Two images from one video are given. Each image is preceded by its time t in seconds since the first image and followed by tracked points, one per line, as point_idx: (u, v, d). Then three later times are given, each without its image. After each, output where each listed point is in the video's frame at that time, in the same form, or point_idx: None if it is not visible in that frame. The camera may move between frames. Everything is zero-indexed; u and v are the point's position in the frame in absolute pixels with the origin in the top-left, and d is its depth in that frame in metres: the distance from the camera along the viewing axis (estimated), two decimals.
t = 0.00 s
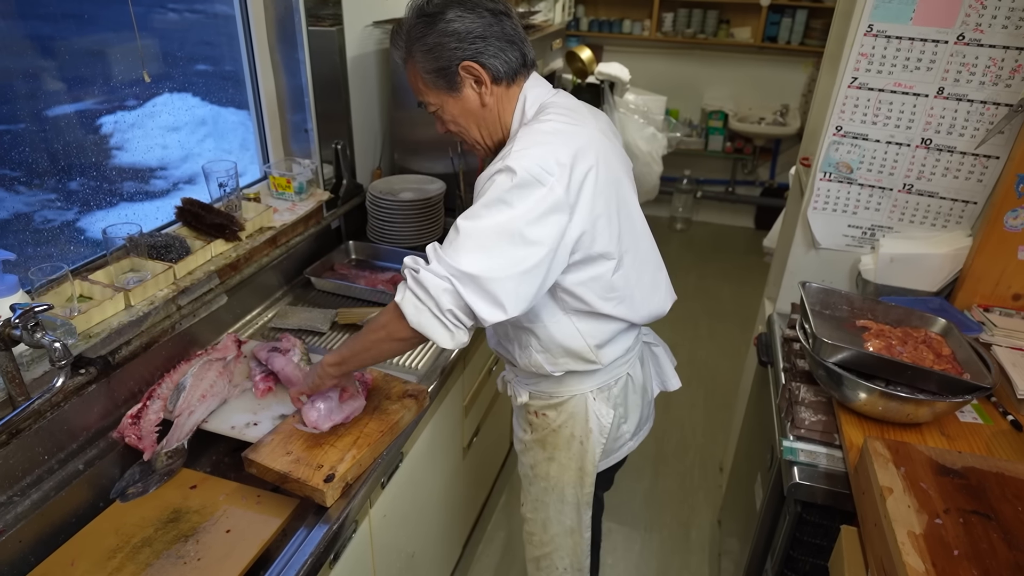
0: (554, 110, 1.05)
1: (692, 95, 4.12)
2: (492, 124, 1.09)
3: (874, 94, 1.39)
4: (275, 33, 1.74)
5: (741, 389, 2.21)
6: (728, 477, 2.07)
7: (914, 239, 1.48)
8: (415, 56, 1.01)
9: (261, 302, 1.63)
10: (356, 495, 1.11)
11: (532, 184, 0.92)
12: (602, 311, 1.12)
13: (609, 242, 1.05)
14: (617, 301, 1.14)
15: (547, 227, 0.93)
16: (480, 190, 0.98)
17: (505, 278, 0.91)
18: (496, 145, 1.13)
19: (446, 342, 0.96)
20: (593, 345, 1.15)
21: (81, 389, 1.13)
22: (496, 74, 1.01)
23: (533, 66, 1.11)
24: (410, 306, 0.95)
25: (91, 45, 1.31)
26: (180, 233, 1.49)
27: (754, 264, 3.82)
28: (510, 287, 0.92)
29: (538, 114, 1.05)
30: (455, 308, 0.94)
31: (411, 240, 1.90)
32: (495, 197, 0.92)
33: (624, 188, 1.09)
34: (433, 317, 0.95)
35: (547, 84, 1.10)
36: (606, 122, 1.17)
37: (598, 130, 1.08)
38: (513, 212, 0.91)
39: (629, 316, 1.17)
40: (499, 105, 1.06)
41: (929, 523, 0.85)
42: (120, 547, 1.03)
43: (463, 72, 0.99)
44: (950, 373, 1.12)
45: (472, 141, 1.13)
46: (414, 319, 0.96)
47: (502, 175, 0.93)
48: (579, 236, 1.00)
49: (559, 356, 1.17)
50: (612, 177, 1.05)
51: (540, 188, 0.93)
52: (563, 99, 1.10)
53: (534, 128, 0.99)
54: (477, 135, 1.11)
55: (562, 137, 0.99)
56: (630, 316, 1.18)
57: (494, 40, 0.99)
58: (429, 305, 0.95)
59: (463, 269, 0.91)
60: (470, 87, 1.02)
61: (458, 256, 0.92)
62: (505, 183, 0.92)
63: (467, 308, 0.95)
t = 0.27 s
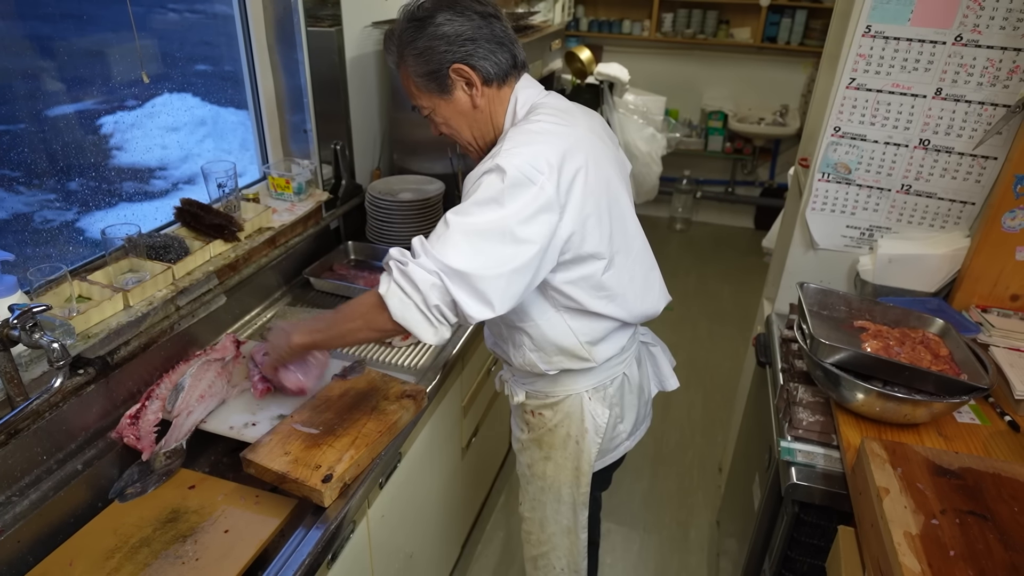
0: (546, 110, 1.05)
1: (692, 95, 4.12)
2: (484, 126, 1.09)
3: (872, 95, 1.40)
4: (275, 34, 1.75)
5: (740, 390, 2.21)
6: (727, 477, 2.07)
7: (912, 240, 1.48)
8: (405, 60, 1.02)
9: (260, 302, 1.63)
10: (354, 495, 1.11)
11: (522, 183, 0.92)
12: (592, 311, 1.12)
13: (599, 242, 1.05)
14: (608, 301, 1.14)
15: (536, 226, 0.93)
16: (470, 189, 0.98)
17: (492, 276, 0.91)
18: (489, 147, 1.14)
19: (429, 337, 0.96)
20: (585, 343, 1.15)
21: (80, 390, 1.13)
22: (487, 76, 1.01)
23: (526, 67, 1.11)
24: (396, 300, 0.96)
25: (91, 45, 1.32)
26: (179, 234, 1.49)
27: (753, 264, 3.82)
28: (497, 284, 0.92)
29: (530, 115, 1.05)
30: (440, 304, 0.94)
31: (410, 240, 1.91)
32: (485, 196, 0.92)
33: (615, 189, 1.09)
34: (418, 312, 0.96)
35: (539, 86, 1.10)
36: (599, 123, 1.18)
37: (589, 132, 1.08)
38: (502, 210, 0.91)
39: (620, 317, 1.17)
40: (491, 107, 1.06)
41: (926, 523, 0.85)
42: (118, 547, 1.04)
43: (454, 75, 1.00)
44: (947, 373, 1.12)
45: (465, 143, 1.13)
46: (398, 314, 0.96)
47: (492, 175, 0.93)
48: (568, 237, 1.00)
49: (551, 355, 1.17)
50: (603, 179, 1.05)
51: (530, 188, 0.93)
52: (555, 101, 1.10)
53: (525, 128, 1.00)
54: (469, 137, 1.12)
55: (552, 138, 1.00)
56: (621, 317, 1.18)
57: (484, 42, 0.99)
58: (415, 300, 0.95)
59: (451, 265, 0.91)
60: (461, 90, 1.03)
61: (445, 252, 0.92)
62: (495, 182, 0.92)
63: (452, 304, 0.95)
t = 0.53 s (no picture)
0: (541, 105, 1.05)
1: (692, 95, 4.11)
2: (480, 121, 1.08)
3: (872, 93, 1.39)
4: (272, 32, 1.73)
5: (740, 391, 2.20)
6: (726, 478, 2.06)
7: (912, 239, 1.47)
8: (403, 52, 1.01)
9: (257, 302, 1.62)
10: (350, 496, 1.10)
11: (522, 180, 0.92)
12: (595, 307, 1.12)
13: (599, 236, 1.05)
14: (608, 296, 1.13)
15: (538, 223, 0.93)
16: (470, 186, 0.97)
17: (497, 276, 0.91)
18: (484, 142, 1.13)
19: (441, 338, 0.98)
20: (582, 341, 1.14)
21: (75, 390, 1.12)
22: (484, 71, 1.01)
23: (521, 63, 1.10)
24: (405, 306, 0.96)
25: (90, 44, 1.31)
26: (176, 233, 1.48)
27: (753, 264, 3.82)
28: (504, 285, 0.92)
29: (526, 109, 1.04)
30: (449, 307, 0.95)
31: (408, 240, 1.90)
32: (486, 194, 0.91)
33: (613, 183, 1.08)
34: (427, 315, 0.96)
35: (536, 81, 1.09)
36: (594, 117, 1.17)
37: (585, 126, 1.07)
38: (504, 209, 0.91)
39: (622, 313, 1.17)
40: (488, 102, 1.05)
41: (926, 525, 0.84)
42: (113, 548, 1.03)
43: (452, 68, 0.99)
44: (947, 374, 1.11)
45: (460, 137, 1.12)
46: (410, 318, 0.96)
47: (492, 172, 0.93)
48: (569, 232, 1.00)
49: (548, 352, 1.16)
50: (601, 172, 1.05)
51: (530, 185, 0.92)
52: (550, 95, 1.09)
53: (522, 124, 0.99)
54: (464, 132, 1.11)
55: (550, 133, 0.99)
56: (623, 312, 1.18)
57: (483, 37, 0.99)
58: (422, 302, 0.95)
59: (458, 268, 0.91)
60: (457, 83, 1.02)
61: (449, 254, 0.91)
62: (495, 181, 0.92)
63: (460, 305, 0.95)
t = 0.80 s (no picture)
0: (541, 108, 1.04)
1: (692, 95, 4.11)
2: (483, 114, 1.07)
3: (874, 92, 1.38)
4: (272, 31, 1.73)
5: (740, 391, 2.20)
6: (727, 478, 2.05)
7: (914, 239, 1.47)
8: (411, 35, 0.99)
9: (257, 301, 1.62)
10: (350, 496, 1.10)
11: (510, 189, 0.92)
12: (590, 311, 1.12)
13: (595, 242, 1.04)
14: (605, 302, 1.13)
15: (524, 233, 0.94)
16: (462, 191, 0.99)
17: (479, 283, 0.94)
18: (481, 137, 1.11)
19: (419, 333, 1.02)
20: (582, 341, 1.14)
21: (74, 389, 1.12)
22: (494, 62, 1.01)
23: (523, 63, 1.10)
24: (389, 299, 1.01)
25: (91, 44, 1.31)
26: (175, 232, 1.48)
27: (754, 264, 3.81)
28: (485, 290, 0.95)
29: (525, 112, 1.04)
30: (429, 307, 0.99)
31: (408, 240, 1.89)
32: (473, 202, 0.93)
33: (612, 188, 1.08)
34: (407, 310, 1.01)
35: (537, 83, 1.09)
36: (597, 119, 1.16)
37: (585, 130, 1.06)
38: (489, 217, 0.92)
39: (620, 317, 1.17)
40: (493, 95, 1.05)
41: (928, 526, 0.84)
42: (112, 548, 1.03)
43: (464, 55, 0.99)
44: (949, 373, 1.11)
45: (456, 131, 1.09)
46: (392, 311, 1.02)
47: (480, 180, 0.94)
48: (561, 239, 1.00)
49: (550, 353, 1.16)
50: (599, 178, 1.04)
51: (519, 194, 0.92)
52: (551, 97, 1.09)
53: (519, 129, 0.98)
54: (462, 125, 1.08)
55: (546, 139, 0.98)
56: (621, 316, 1.17)
57: (494, 29, 1.00)
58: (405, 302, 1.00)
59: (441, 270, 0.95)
60: (467, 71, 1.01)
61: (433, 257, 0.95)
62: (482, 189, 0.93)
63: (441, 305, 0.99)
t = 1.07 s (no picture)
0: (538, 108, 1.04)
1: (692, 95, 4.10)
2: (480, 121, 1.07)
3: (875, 92, 1.38)
4: (272, 30, 1.73)
5: (742, 391, 2.19)
6: (728, 478, 2.05)
7: (916, 239, 1.46)
8: (405, 47, 0.99)
9: (258, 301, 1.61)
10: (351, 496, 1.10)
11: (501, 192, 0.92)
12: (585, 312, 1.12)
13: (590, 245, 1.04)
14: (602, 304, 1.12)
15: (514, 233, 0.94)
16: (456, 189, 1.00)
17: (467, 281, 0.95)
18: (480, 143, 1.12)
19: (404, 324, 1.04)
20: (580, 338, 1.13)
21: (75, 389, 1.12)
22: (490, 69, 1.01)
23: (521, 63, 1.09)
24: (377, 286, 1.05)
25: (91, 44, 1.31)
26: (176, 231, 1.47)
27: (755, 264, 3.80)
28: (471, 287, 0.96)
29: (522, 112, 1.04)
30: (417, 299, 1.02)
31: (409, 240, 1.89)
32: (463, 200, 0.94)
33: (609, 191, 1.07)
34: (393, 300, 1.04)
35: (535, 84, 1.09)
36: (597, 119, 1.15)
37: (583, 132, 1.06)
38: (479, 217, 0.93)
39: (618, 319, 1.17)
40: (490, 101, 1.05)
41: (931, 526, 0.83)
42: (112, 548, 1.02)
43: (458, 64, 0.99)
44: (952, 373, 1.11)
45: (457, 138, 1.10)
46: (379, 298, 1.05)
47: (472, 179, 0.95)
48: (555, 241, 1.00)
49: (549, 352, 1.16)
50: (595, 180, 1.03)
51: (510, 197, 0.92)
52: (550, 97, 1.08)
53: (515, 129, 0.98)
54: (462, 133, 1.09)
55: (541, 142, 0.98)
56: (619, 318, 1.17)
57: (488, 34, 0.99)
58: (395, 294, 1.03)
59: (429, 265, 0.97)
60: (462, 79, 1.01)
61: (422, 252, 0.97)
62: (472, 188, 0.94)
63: (426, 298, 1.02)
